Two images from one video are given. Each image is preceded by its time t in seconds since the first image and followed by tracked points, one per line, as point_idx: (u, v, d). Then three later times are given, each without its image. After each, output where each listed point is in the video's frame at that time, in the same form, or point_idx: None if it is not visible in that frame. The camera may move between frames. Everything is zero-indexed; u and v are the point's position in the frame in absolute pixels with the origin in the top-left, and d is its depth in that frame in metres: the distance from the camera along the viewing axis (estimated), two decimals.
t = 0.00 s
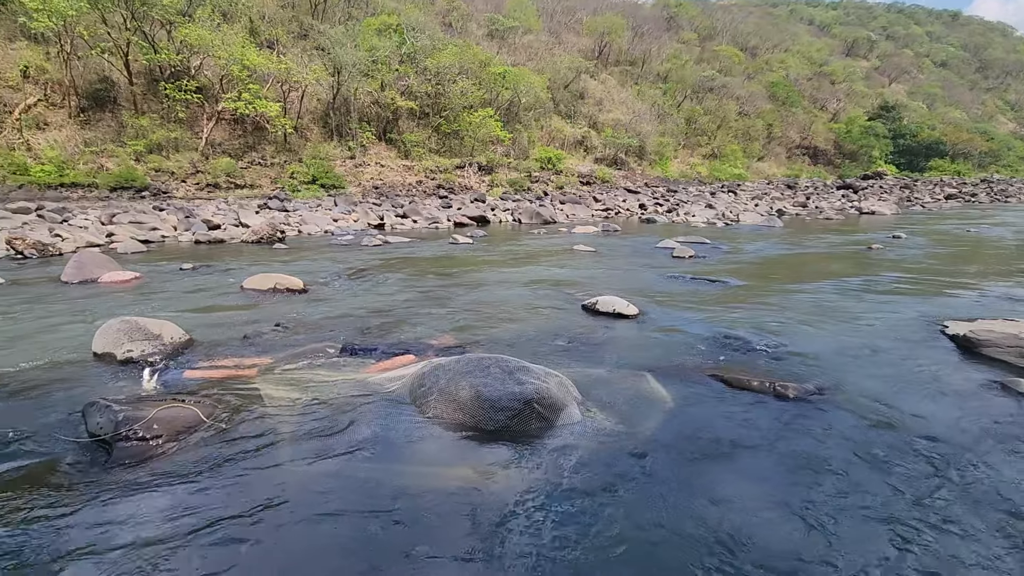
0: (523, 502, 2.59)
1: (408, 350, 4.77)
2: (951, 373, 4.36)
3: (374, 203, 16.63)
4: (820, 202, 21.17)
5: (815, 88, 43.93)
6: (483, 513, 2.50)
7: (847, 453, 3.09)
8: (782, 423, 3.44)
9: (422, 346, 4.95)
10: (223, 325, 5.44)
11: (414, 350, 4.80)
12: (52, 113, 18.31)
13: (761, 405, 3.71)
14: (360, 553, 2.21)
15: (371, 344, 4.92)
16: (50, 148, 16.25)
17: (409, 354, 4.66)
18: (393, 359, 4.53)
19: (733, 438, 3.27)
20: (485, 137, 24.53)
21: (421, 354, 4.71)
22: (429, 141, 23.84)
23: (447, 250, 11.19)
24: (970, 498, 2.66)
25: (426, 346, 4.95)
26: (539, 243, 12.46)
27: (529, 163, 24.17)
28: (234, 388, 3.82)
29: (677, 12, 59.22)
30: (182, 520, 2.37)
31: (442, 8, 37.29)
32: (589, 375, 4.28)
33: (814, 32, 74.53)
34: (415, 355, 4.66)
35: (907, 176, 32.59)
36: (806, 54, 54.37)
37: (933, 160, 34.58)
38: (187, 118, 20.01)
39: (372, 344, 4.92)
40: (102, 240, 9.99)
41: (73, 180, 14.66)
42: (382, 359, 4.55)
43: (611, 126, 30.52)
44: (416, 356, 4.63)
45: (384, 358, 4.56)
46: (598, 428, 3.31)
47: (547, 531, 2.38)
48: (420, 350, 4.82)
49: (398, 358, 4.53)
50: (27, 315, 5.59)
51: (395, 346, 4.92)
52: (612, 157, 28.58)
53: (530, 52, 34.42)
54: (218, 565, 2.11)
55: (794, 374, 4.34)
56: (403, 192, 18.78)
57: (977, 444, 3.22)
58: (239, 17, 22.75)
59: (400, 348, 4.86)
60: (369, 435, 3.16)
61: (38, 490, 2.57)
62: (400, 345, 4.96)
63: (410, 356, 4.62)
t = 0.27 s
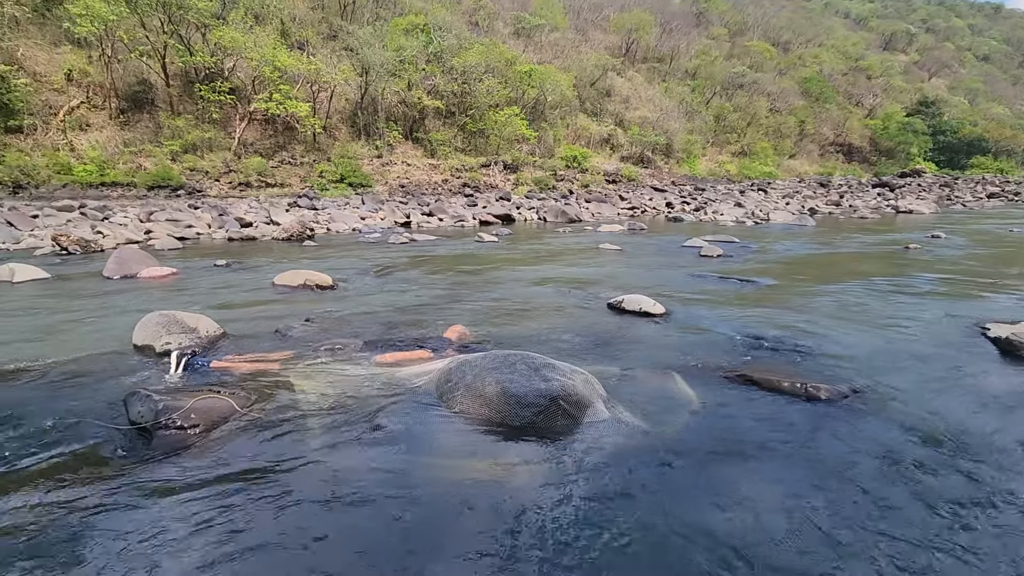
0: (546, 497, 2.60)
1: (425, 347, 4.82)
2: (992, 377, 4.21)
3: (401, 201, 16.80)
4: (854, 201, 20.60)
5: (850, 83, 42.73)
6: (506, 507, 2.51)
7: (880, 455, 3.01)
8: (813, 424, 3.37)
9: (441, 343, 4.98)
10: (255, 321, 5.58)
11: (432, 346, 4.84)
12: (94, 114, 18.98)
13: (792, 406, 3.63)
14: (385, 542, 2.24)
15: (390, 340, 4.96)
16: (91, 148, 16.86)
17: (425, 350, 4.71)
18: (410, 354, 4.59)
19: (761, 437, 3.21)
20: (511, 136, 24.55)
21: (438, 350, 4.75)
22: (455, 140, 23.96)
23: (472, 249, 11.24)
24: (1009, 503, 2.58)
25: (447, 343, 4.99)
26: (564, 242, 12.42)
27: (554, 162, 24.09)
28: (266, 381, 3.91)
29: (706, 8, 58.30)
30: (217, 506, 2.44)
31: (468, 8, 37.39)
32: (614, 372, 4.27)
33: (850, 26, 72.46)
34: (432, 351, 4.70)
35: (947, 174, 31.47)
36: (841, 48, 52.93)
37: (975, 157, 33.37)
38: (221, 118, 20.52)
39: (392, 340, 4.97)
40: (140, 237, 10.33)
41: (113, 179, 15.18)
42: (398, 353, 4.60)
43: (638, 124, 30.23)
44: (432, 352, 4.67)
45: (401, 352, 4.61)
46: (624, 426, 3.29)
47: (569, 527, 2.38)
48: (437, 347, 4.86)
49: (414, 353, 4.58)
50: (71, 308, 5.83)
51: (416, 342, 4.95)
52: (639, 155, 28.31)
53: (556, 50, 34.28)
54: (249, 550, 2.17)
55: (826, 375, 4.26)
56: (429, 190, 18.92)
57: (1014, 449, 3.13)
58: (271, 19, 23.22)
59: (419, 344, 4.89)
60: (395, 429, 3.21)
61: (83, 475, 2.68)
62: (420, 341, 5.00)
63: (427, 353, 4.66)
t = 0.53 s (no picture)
0: (565, 497, 2.59)
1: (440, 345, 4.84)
2: None
3: (422, 201, 16.92)
4: (883, 201, 20.12)
5: (879, 80, 41.74)
6: (525, 506, 2.51)
7: (908, 462, 2.93)
8: (840, 429, 3.31)
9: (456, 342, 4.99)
10: (280, 318, 5.68)
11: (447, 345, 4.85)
12: (125, 117, 19.49)
13: (818, 411, 3.56)
14: (405, 538, 2.27)
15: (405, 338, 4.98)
16: (123, 150, 17.33)
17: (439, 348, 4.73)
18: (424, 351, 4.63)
19: (784, 441, 3.16)
20: (531, 136, 24.53)
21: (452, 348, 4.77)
22: (475, 141, 24.04)
23: (492, 249, 11.25)
24: None
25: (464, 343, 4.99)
26: (585, 242, 12.36)
27: (575, 162, 24.01)
28: (290, 378, 3.97)
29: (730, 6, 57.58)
30: (243, 499, 2.49)
31: (490, 8, 37.45)
32: (636, 373, 4.24)
33: (879, 22, 70.80)
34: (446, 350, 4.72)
35: (981, 173, 30.53)
36: (870, 45, 51.74)
37: (1011, 156, 32.31)
38: (247, 120, 20.91)
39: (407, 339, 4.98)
40: (169, 236, 10.58)
41: (143, 180, 15.58)
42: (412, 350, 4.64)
43: (659, 123, 29.95)
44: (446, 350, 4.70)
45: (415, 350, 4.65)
46: (646, 427, 3.27)
47: (588, 527, 2.37)
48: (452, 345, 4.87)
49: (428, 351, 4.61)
50: (104, 305, 6.00)
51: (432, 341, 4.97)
52: (660, 155, 28.06)
53: (578, 50, 34.16)
54: (271, 542, 2.21)
55: (853, 378, 4.17)
56: (449, 190, 19.01)
57: None
58: (296, 22, 23.57)
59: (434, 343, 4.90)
60: (416, 427, 3.23)
61: (116, 467, 2.75)
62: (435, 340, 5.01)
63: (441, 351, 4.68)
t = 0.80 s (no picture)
0: (578, 498, 2.60)
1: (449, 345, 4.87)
2: None
3: (437, 202, 17.02)
4: (905, 202, 19.75)
5: (901, 79, 40.98)
6: (538, 507, 2.52)
7: (927, 467, 2.89)
8: (859, 433, 3.26)
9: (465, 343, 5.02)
10: (298, 318, 5.75)
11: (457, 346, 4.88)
12: (148, 120, 19.88)
13: (837, 415, 3.52)
14: (419, 537, 2.29)
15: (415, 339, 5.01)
16: (146, 152, 17.67)
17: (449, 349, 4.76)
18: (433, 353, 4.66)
19: (801, 445, 3.13)
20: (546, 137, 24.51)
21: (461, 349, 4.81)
22: (490, 142, 24.09)
23: (507, 250, 11.26)
24: None
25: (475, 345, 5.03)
26: (600, 243, 12.32)
27: (589, 163, 23.94)
28: (307, 378, 4.02)
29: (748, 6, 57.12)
30: (262, 496, 2.54)
31: (505, 10, 37.51)
32: (652, 376, 4.23)
33: (902, 20, 69.52)
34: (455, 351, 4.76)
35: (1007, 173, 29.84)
36: (892, 43, 50.83)
37: None
38: (265, 123, 21.19)
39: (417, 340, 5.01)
40: (190, 237, 10.76)
41: (164, 182, 15.86)
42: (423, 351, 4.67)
43: (675, 124, 29.74)
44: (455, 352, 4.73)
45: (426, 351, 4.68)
46: (661, 430, 3.26)
47: (600, 529, 2.37)
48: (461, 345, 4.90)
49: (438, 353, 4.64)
50: (128, 304, 6.13)
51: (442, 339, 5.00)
52: (676, 156, 27.89)
53: (593, 50, 34.07)
54: (290, 535, 2.26)
55: (873, 382, 4.11)
56: (464, 192, 19.09)
57: None
58: (314, 26, 23.83)
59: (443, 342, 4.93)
60: (431, 427, 3.26)
61: (138, 464, 2.81)
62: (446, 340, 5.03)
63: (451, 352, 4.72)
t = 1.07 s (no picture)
0: (588, 499, 2.60)
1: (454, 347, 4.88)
2: None
3: (448, 205, 17.09)
4: (921, 204, 19.50)
5: (917, 80, 40.48)
6: (548, 510, 2.51)
7: (941, 472, 2.85)
8: (874, 438, 3.22)
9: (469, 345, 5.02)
10: (311, 320, 5.79)
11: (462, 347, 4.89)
12: (164, 124, 20.15)
13: (852, 419, 3.48)
14: (430, 536, 2.30)
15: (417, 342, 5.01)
16: (161, 156, 17.93)
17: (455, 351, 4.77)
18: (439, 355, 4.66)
19: (814, 449, 3.10)
20: (557, 140, 24.52)
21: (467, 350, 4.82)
22: (501, 144, 24.13)
23: (517, 252, 11.26)
24: None
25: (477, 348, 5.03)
26: (611, 246, 12.28)
27: (600, 165, 23.89)
28: (320, 378, 4.06)
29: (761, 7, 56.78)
30: (275, 494, 2.56)
31: (516, 13, 37.57)
32: (664, 379, 4.21)
33: (918, 20, 68.70)
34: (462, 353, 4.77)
35: None
36: (908, 43, 50.22)
37: None
38: (279, 126, 21.39)
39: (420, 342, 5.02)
40: (204, 239, 10.89)
41: (180, 184, 16.06)
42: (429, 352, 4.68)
43: (687, 127, 29.60)
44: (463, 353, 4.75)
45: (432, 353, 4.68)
46: (673, 433, 3.25)
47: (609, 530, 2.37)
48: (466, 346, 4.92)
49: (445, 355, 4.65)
50: (144, 305, 6.22)
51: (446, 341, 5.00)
52: (688, 158, 27.76)
53: (604, 53, 34.03)
54: (303, 533, 2.29)
55: (889, 387, 4.06)
56: (475, 194, 19.12)
57: None
58: (327, 30, 24.04)
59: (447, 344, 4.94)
60: (442, 428, 3.27)
61: (154, 462, 2.85)
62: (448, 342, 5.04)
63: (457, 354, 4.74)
